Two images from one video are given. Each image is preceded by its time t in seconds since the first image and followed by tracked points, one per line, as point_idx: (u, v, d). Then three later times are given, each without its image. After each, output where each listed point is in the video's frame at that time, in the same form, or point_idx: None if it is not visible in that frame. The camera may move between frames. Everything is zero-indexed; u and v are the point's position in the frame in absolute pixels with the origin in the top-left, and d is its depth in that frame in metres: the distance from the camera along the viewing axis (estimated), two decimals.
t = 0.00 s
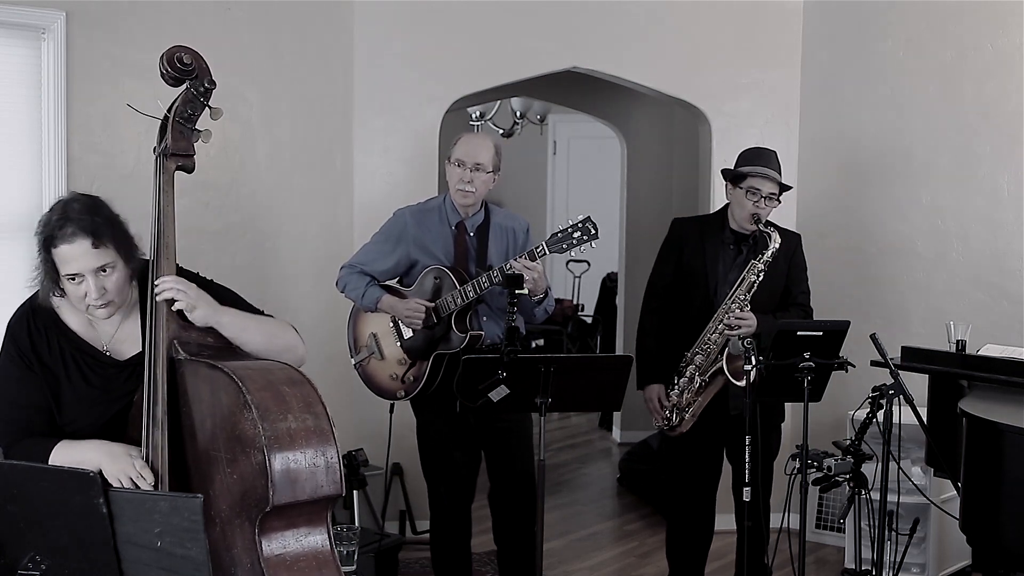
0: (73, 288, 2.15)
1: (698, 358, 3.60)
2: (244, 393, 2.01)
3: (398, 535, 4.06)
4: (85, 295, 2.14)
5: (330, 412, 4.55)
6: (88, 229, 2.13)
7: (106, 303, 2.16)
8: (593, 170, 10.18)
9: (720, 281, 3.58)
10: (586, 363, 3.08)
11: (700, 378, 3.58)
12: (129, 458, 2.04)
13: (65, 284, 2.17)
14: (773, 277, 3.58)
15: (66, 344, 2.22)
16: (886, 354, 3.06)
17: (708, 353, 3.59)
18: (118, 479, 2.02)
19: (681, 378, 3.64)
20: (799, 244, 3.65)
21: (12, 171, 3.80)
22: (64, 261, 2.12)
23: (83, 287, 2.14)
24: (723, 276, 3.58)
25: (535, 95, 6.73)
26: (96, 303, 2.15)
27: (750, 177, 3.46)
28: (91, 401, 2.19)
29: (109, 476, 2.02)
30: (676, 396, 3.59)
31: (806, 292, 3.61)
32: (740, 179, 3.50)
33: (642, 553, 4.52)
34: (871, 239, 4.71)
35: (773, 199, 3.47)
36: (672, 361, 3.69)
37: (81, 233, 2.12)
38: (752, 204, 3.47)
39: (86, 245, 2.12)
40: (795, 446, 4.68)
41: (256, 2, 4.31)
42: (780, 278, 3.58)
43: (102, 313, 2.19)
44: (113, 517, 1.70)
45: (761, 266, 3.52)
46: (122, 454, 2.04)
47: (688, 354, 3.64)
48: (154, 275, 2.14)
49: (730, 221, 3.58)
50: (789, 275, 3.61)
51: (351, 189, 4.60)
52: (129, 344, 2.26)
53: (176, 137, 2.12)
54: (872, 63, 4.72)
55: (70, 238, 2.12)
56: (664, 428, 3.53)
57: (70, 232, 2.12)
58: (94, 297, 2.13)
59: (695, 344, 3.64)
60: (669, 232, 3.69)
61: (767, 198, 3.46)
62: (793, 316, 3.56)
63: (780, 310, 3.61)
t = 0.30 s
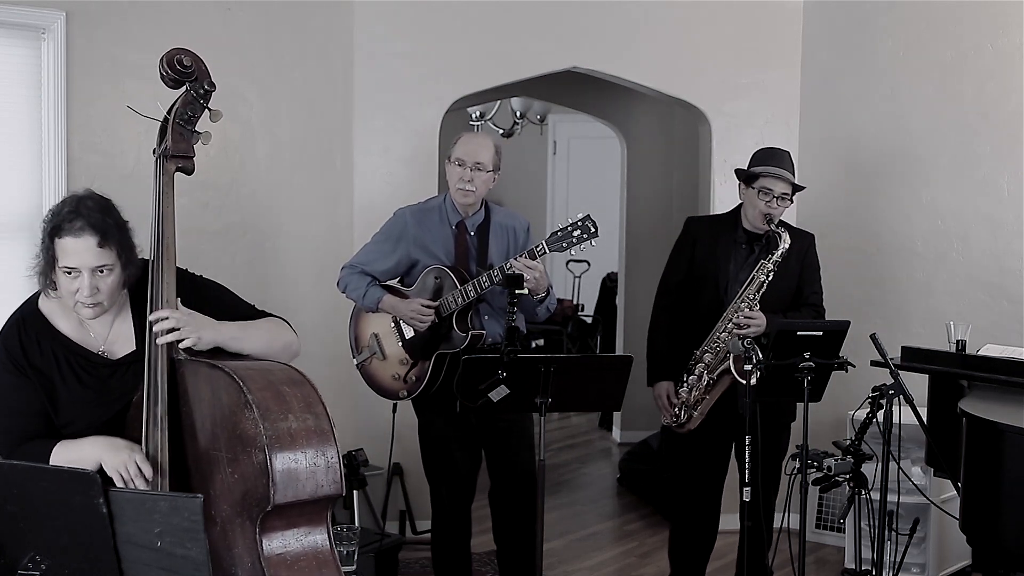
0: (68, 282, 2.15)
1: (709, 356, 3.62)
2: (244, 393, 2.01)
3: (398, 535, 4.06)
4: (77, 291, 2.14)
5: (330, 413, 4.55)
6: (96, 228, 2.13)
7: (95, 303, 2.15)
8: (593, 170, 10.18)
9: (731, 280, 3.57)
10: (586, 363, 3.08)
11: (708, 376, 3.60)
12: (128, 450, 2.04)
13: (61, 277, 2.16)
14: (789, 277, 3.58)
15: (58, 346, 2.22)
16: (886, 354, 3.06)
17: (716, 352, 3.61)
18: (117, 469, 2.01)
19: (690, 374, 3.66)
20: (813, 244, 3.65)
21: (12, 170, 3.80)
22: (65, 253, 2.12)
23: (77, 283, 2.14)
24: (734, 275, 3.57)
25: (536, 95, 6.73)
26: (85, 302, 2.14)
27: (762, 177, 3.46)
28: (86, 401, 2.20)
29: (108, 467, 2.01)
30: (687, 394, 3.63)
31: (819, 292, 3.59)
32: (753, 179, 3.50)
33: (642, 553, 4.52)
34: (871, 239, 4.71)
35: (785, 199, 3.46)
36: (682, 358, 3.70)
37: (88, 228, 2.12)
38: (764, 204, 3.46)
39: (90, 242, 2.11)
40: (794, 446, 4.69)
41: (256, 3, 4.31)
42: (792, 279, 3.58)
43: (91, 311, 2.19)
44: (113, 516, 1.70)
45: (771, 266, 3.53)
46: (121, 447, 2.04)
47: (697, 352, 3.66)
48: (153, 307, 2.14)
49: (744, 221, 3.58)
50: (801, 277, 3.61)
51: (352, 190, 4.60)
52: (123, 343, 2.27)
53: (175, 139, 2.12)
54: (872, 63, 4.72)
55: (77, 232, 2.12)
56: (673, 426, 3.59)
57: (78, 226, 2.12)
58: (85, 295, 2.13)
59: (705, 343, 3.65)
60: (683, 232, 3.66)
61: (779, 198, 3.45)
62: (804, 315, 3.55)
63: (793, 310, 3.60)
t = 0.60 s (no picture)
0: (66, 281, 2.15)
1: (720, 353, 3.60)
2: (243, 393, 2.01)
3: (398, 535, 4.06)
4: (77, 287, 2.13)
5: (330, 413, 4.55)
6: (80, 221, 2.13)
7: (97, 296, 2.14)
8: (593, 170, 10.18)
9: (740, 279, 3.57)
10: (586, 363, 3.08)
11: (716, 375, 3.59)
12: (130, 437, 2.03)
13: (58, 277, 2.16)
14: (799, 277, 3.59)
15: (65, 339, 2.22)
16: (886, 354, 3.06)
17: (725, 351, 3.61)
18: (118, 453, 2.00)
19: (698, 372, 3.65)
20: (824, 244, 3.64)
21: (12, 170, 3.80)
22: (56, 254, 2.12)
23: (75, 280, 2.13)
24: (743, 274, 3.57)
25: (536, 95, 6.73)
26: (87, 297, 2.14)
27: (773, 177, 3.47)
28: (91, 398, 2.21)
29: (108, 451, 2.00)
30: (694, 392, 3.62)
31: (830, 292, 3.59)
32: (764, 179, 3.51)
33: (642, 553, 4.52)
34: (872, 239, 4.71)
35: (796, 199, 3.46)
36: (691, 358, 3.70)
37: (73, 224, 2.12)
38: (775, 204, 3.47)
39: (77, 237, 2.11)
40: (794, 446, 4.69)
41: (256, 3, 4.31)
42: (801, 279, 3.59)
43: (95, 306, 2.18)
44: (113, 517, 1.70)
45: (778, 267, 3.54)
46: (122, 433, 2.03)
47: (706, 350, 3.65)
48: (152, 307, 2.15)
49: (756, 222, 3.58)
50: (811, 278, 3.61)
51: (352, 189, 4.60)
52: (128, 340, 2.27)
53: (174, 139, 2.12)
54: (872, 63, 4.72)
55: (63, 230, 2.11)
56: (680, 422, 3.61)
57: (63, 224, 2.12)
58: (85, 289, 2.12)
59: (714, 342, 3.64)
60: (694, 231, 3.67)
61: (790, 197, 3.45)
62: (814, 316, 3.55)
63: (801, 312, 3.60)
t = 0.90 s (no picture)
0: (82, 278, 2.14)
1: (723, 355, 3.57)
2: (249, 392, 2.01)
3: (399, 535, 4.06)
4: (94, 286, 2.13)
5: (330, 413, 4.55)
6: (103, 221, 2.12)
7: (112, 296, 2.15)
8: (593, 170, 10.18)
9: (744, 279, 3.57)
10: (586, 363, 3.08)
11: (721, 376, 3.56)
12: (135, 448, 2.03)
13: (73, 273, 2.16)
14: (806, 280, 3.57)
15: (72, 337, 2.23)
16: (886, 354, 3.06)
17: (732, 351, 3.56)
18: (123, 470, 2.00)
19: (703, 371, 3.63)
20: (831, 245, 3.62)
21: (12, 170, 3.80)
22: (76, 251, 2.11)
23: (92, 278, 2.13)
24: (749, 275, 3.57)
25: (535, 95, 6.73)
26: (103, 295, 2.14)
27: (776, 174, 3.48)
28: (95, 395, 2.21)
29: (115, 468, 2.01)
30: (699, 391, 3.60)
31: (836, 293, 3.58)
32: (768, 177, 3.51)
33: (642, 553, 4.52)
34: (872, 239, 4.70)
35: (799, 195, 3.46)
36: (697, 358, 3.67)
37: (96, 224, 2.11)
38: (778, 201, 3.47)
39: (100, 237, 2.11)
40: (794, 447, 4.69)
41: (256, 2, 4.31)
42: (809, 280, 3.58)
43: (108, 304, 2.19)
44: (113, 516, 1.70)
45: (791, 274, 3.52)
46: (129, 445, 2.03)
47: (713, 350, 3.61)
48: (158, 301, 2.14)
49: (762, 222, 3.58)
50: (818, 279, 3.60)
51: (351, 189, 4.60)
52: (135, 339, 2.28)
53: (181, 137, 2.11)
54: (872, 62, 4.72)
55: (85, 229, 2.11)
56: (685, 421, 3.59)
57: (86, 222, 2.11)
58: (103, 289, 2.13)
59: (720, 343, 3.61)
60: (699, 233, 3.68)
61: (793, 194, 3.46)
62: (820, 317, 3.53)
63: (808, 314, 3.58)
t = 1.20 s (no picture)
0: (71, 284, 2.14)
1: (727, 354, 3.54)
2: (250, 392, 2.01)
3: (398, 535, 4.06)
4: (84, 291, 2.14)
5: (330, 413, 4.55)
6: (93, 227, 2.12)
7: (103, 301, 2.16)
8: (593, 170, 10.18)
9: (744, 280, 3.57)
10: (586, 363, 3.08)
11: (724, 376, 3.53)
12: (134, 454, 2.04)
13: (63, 279, 2.15)
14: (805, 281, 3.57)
15: (63, 346, 2.22)
16: (886, 354, 3.06)
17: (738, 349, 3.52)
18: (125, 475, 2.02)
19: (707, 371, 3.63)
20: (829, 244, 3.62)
21: (12, 170, 3.79)
22: (65, 258, 2.11)
23: (82, 283, 2.13)
24: (748, 276, 3.57)
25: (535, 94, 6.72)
26: (93, 300, 2.15)
27: (760, 174, 3.52)
28: (93, 400, 2.21)
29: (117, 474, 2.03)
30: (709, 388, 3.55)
31: (835, 293, 3.56)
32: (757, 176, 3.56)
33: (642, 553, 4.52)
34: (872, 239, 4.70)
35: (779, 193, 3.48)
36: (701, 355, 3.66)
37: (86, 229, 2.12)
38: (760, 199, 3.51)
39: (91, 242, 2.11)
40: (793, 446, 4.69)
41: (256, 2, 4.31)
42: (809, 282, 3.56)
43: (99, 309, 2.19)
44: (113, 516, 1.70)
45: (803, 278, 3.52)
46: (127, 451, 2.05)
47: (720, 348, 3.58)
48: (160, 305, 2.15)
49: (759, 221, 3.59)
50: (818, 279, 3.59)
51: (351, 189, 4.60)
52: (129, 341, 2.27)
53: (181, 138, 2.11)
54: (873, 62, 4.71)
55: (75, 235, 2.11)
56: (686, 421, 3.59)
57: (76, 229, 2.11)
58: (93, 294, 2.14)
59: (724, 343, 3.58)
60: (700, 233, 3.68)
61: (773, 192, 3.48)
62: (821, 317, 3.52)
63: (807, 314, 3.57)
